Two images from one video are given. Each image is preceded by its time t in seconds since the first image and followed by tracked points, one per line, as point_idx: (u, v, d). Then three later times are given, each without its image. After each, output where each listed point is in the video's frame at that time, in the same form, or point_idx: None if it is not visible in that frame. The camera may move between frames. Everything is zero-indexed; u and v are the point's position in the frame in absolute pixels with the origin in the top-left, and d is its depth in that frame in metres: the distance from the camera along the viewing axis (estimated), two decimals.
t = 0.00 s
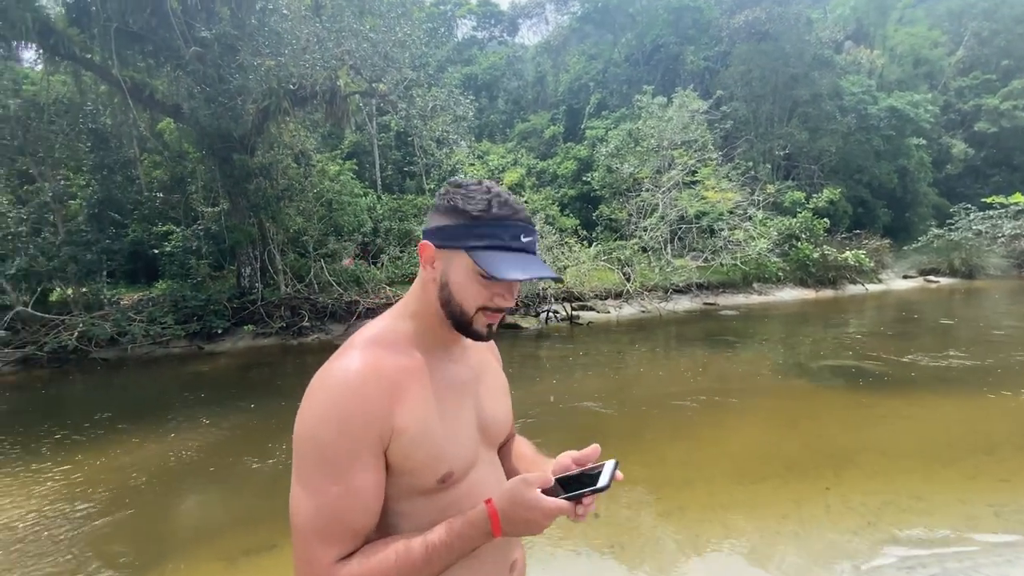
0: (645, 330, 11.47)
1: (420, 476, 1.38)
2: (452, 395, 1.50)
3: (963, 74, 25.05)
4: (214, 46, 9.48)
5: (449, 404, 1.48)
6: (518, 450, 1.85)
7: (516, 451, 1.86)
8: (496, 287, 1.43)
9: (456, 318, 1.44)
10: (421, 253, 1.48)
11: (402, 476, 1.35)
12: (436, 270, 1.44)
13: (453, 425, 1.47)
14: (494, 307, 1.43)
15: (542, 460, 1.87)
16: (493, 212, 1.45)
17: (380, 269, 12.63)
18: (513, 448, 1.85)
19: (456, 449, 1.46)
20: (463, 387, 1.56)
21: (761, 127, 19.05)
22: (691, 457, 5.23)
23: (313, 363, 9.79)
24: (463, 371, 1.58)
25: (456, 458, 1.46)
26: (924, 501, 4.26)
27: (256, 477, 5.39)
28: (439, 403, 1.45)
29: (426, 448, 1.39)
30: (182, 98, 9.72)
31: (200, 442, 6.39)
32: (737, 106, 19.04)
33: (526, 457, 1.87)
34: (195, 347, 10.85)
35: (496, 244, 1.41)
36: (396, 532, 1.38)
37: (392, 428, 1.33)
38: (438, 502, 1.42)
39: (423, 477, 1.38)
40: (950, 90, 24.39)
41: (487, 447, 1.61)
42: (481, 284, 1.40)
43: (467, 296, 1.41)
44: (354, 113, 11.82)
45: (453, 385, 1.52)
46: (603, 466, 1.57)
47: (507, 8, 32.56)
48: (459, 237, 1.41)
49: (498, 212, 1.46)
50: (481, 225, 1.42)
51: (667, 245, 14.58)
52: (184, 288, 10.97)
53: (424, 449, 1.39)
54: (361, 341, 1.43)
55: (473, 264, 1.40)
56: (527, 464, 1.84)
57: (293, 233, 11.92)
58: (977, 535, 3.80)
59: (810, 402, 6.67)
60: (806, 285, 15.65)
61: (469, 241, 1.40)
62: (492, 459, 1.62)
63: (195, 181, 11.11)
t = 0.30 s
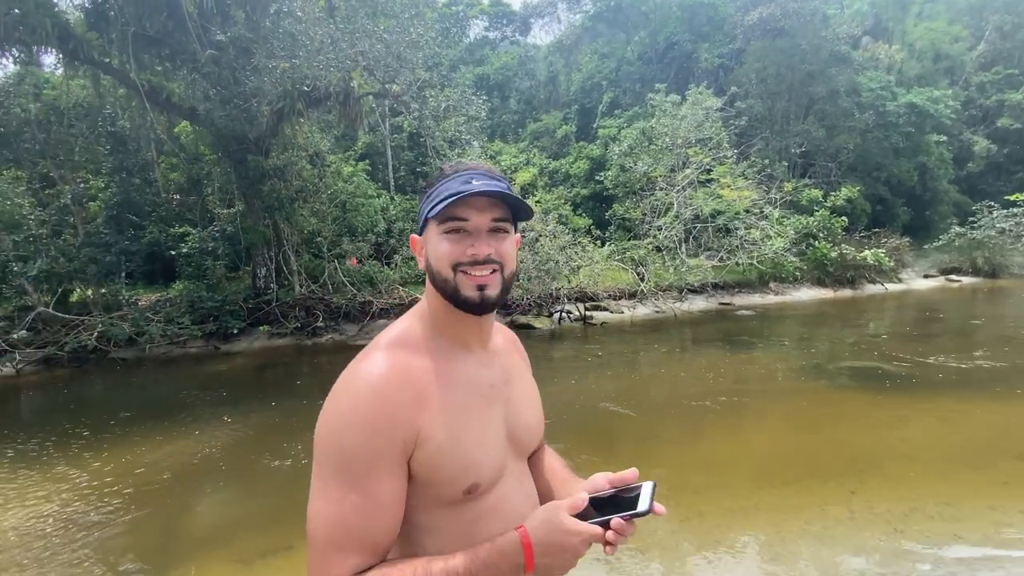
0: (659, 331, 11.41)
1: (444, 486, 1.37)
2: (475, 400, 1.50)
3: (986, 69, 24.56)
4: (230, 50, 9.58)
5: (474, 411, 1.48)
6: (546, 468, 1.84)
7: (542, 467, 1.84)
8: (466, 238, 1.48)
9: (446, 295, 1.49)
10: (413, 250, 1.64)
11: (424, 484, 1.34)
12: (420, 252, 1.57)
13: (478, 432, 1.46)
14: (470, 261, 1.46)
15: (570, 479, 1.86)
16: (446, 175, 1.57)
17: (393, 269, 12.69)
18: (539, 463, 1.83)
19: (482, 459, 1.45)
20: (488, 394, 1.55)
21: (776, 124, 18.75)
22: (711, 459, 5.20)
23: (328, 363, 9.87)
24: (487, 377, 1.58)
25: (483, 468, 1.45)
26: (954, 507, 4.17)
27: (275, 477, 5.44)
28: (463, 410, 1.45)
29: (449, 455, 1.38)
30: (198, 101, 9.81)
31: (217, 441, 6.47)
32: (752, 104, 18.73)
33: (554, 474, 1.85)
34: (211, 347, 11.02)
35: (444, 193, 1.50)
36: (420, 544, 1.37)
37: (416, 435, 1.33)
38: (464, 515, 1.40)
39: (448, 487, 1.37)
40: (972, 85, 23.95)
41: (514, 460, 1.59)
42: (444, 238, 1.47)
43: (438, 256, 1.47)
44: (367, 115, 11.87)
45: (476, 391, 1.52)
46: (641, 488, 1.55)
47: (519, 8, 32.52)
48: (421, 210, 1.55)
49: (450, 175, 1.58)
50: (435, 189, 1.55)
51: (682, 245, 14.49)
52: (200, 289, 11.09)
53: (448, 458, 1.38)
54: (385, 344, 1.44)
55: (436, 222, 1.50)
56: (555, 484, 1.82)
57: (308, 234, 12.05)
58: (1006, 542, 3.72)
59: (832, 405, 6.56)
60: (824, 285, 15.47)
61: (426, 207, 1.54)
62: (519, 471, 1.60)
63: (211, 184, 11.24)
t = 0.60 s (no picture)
0: (673, 332, 11.35)
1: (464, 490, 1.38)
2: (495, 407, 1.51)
3: (1006, 66, 24.21)
4: (244, 54, 9.69)
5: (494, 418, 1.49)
6: (567, 481, 1.90)
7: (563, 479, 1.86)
8: (474, 247, 1.48)
9: (459, 303, 1.50)
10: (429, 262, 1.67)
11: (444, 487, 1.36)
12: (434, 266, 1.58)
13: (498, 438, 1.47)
14: (480, 270, 1.46)
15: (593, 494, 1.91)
16: (453, 186, 1.57)
17: (406, 271, 12.73)
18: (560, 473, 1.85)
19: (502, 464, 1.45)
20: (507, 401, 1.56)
21: (790, 124, 18.59)
22: (726, 463, 5.17)
23: (341, 364, 9.94)
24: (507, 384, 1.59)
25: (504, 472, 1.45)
26: (977, 515, 4.09)
27: (291, 478, 5.48)
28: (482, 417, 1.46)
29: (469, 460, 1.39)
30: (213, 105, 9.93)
31: (233, 441, 6.53)
32: (766, 104, 18.53)
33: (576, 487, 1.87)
34: (227, 348, 11.15)
35: (450, 204, 1.50)
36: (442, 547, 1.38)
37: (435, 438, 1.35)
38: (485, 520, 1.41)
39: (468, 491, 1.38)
40: (991, 84, 23.64)
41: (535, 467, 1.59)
42: (453, 250, 1.47)
43: (448, 268, 1.48)
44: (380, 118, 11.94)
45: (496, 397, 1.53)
46: (663, 512, 1.65)
47: (531, 10, 32.56)
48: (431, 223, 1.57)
49: (457, 185, 1.58)
50: (443, 201, 1.56)
51: (695, 246, 14.42)
52: (216, 290, 11.20)
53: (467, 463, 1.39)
54: (407, 349, 1.47)
55: (445, 235, 1.50)
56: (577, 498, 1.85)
57: (322, 236, 12.15)
58: None
59: (849, 409, 6.47)
60: (840, 286, 15.31)
61: (435, 220, 1.54)
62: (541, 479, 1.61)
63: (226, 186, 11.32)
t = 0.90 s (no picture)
0: (683, 333, 11.31)
1: (485, 486, 1.38)
2: (514, 404, 1.52)
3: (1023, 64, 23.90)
4: (257, 56, 9.79)
5: (512, 414, 1.50)
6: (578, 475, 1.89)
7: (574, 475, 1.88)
8: (489, 248, 1.49)
9: (476, 302, 1.52)
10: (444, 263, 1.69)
11: (466, 484, 1.36)
12: (450, 264, 1.59)
13: (517, 435, 1.48)
14: (495, 268, 1.48)
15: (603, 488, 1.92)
16: (466, 189, 1.59)
17: (416, 271, 12.77)
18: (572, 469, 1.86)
19: (521, 461, 1.46)
20: (525, 398, 1.57)
21: (802, 124, 18.46)
22: (737, 464, 5.15)
23: (352, 363, 10.02)
24: (523, 381, 1.60)
25: (522, 470, 1.46)
26: (989, 517, 4.06)
27: (303, 475, 5.55)
28: (502, 413, 1.47)
29: (489, 456, 1.40)
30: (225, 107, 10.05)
31: (245, 439, 6.62)
32: (777, 103, 18.41)
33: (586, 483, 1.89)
34: (239, 347, 11.27)
35: (465, 206, 1.52)
36: (463, 544, 1.39)
37: (457, 434, 1.35)
38: (505, 516, 1.41)
39: (489, 487, 1.39)
40: (1007, 82, 23.36)
41: (552, 463, 1.59)
42: (469, 250, 1.49)
43: (463, 268, 1.50)
44: (391, 119, 12.01)
45: (514, 394, 1.54)
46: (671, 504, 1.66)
47: (541, 10, 32.53)
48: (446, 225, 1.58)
49: (471, 187, 1.60)
50: (457, 204, 1.57)
51: (705, 247, 14.36)
52: (229, 289, 11.30)
53: (488, 458, 1.40)
54: (426, 346, 1.48)
55: (459, 236, 1.52)
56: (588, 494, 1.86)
57: (332, 237, 12.22)
58: None
59: (861, 411, 6.43)
60: (852, 288, 15.22)
61: (450, 222, 1.56)
62: (557, 475, 1.61)
63: (238, 187, 11.43)
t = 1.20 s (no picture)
0: (692, 334, 11.28)
1: (481, 485, 1.40)
2: (515, 404, 1.53)
3: None
4: (269, 57, 9.88)
5: (512, 414, 1.51)
6: (588, 472, 1.90)
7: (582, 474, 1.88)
8: (491, 246, 1.50)
9: (478, 300, 1.53)
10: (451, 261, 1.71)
11: (461, 482, 1.39)
12: (454, 262, 1.61)
13: (516, 436, 1.49)
14: (496, 266, 1.49)
15: (610, 483, 1.93)
16: (470, 186, 1.59)
17: (425, 271, 12.66)
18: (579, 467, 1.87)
19: (520, 462, 1.47)
20: (528, 398, 1.57)
21: (813, 123, 18.32)
22: (744, 465, 5.14)
23: (361, 361, 10.09)
24: (527, 381, 1.60)
25: (523, 470, 1.47)
26: (1001, 520, 4.02)
27: (313, 472, 5.60)
28: (501, 413, 1.48)
29: (485, 456, 1.42)
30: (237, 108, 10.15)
31: (256, 435, 6.70)
32: (788, 103, 18.27)
33: (595, 482, 1.89)
34: (250, 345, 11.44)
35: (468, 203, 1.53)
36: (459, 539, 1.42)
37: (452, 433, 1.37)
38: (504, 515, 1.43)
39: (485, 486, 1.41)
40: None
41: (555, 462, 1.59)
42: (472, 248, 1.51)
43: (465, 266, 1.51)
44: (400, 119, 12.06)
45: (516, 394, 1.55)
46: (682, 503, 1.67)
47: (550, 9, 32.49)
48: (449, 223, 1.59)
49: (476, 184, 1.61)
50: (461, 201, 1.58)
51: (715, 247, 14.30)
52: (240, 289, 11.30)
53: (485, 458, 1.41)
54: (428, 345, 1.51)
55: (462, 232, 1.53)
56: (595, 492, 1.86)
57: (341, 236, 12.11)
58: None
59: (871, 412, 6.37)
60: (864, 288, 15.09)
61: (453, 219, 1.57)
62: (562, 475, 1.61)
63: (249, 186, 11.55)
